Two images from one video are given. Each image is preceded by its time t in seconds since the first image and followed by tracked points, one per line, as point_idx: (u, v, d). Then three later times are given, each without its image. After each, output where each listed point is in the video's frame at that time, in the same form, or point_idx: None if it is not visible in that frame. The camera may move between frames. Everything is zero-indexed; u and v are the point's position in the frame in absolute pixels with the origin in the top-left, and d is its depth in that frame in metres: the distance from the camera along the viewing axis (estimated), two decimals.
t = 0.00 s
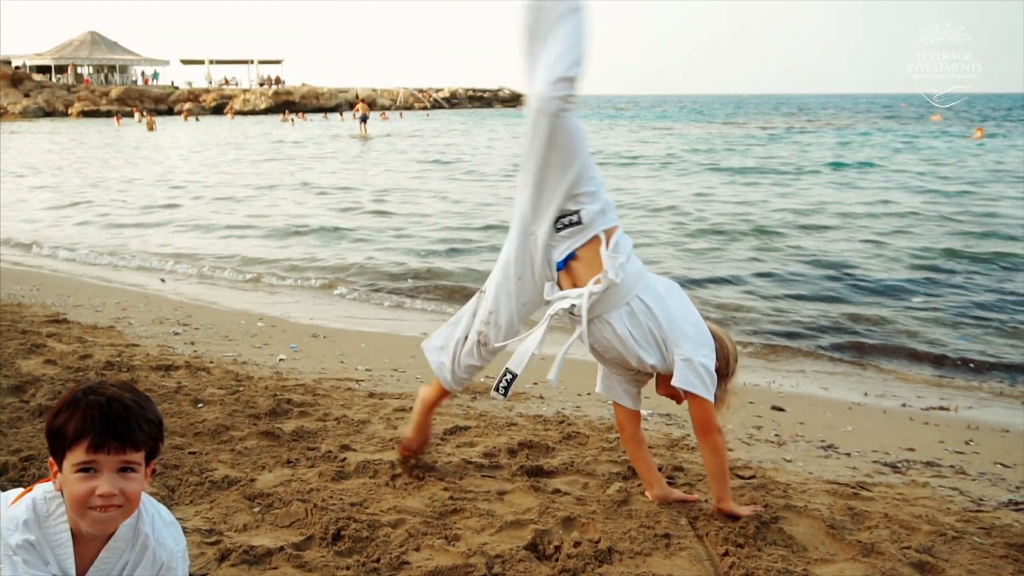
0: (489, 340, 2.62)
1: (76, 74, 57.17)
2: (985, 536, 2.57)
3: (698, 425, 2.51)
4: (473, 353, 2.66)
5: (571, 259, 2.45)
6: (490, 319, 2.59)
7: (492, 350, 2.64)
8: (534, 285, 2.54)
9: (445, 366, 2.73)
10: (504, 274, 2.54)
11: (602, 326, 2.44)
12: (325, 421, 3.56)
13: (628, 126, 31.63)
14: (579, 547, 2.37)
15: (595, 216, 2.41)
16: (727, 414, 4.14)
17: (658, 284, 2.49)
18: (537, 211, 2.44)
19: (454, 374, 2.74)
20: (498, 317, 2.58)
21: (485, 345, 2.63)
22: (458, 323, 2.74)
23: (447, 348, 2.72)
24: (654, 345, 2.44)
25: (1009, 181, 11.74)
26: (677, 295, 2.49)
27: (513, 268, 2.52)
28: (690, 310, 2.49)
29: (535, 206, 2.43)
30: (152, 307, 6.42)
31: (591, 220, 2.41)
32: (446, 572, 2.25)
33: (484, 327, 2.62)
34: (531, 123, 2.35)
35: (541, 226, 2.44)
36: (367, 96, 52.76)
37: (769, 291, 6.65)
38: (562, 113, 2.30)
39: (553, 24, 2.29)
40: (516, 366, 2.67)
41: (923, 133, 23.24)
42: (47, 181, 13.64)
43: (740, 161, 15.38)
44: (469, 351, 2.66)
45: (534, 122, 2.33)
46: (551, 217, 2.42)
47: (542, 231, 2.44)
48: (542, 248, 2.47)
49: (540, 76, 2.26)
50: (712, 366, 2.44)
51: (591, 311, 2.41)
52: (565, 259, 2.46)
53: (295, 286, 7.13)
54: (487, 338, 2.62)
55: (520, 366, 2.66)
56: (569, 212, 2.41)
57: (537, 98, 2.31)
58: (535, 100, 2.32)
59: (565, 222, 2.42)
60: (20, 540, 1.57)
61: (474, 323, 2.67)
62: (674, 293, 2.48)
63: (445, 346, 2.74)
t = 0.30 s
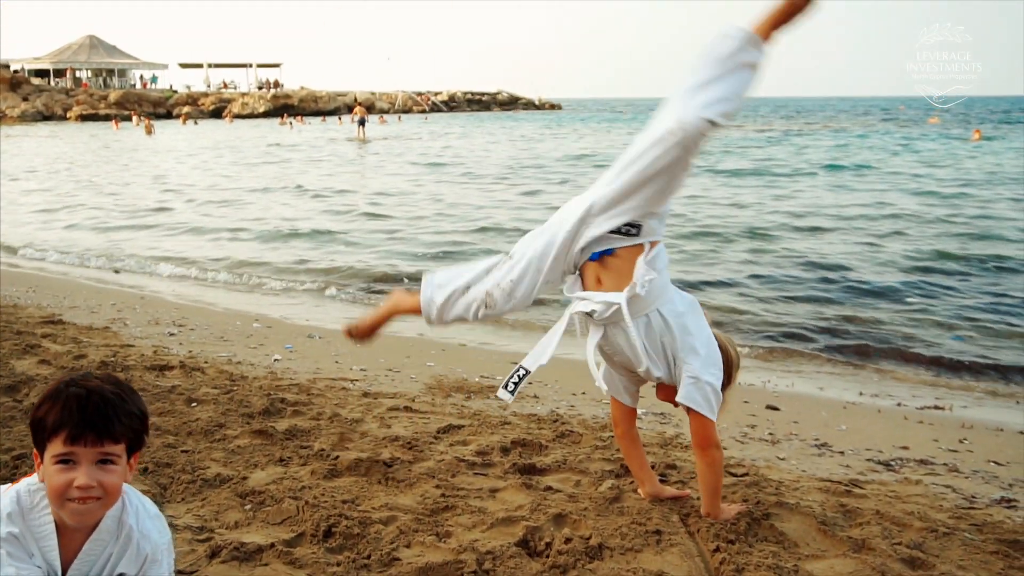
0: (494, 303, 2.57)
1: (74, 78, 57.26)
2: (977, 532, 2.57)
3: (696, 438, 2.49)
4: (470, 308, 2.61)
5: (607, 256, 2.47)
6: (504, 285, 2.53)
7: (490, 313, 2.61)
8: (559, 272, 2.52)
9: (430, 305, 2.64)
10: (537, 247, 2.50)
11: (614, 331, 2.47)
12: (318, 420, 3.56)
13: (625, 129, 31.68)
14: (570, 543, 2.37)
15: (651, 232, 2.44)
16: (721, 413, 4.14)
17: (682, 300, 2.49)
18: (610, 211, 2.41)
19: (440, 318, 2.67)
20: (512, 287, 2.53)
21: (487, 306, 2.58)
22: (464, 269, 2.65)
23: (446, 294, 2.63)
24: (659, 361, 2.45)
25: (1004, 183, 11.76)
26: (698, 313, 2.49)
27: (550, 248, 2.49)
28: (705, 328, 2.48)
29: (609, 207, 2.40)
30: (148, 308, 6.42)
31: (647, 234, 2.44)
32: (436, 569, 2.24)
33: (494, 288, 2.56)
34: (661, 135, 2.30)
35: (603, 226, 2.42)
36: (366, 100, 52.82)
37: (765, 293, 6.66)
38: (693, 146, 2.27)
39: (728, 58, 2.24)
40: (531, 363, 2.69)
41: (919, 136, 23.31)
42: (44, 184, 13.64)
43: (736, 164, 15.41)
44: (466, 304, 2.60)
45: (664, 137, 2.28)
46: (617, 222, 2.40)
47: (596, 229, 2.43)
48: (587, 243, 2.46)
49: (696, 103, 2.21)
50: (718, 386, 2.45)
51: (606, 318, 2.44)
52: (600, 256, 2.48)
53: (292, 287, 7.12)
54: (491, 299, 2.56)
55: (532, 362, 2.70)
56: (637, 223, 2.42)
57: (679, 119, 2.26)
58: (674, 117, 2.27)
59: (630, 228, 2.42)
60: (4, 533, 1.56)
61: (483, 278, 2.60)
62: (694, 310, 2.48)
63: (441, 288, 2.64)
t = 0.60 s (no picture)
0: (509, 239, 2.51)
1: (73, 78, 57.24)
2: (966, 526, 2.57)
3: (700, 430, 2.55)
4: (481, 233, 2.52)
5: (645, 257, 2.54)
6: (529, 226, 2.48)
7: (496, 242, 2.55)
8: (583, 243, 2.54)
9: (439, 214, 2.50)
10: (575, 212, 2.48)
11: (635, 331, 2.55)
12: (310, 415, 3.56)
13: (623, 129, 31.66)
14: (559, 536, 2.37)
15: (694, 254, 2.54)
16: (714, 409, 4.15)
17: (702, 303, 2.59)
18: (666, 230, 2.45)
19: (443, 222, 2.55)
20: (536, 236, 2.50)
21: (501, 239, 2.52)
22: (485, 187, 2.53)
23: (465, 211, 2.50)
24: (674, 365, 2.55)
25: (1001, 182, 11.76)
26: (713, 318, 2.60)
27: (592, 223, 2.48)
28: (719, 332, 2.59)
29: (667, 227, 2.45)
30: (143, 306, 6.41)
31: (690, 254, 2.53)
32: (424, 562, 2.24)
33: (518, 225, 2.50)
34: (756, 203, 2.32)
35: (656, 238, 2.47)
36: (364, 100, 52.78)
37: (760, 292, 6.66)
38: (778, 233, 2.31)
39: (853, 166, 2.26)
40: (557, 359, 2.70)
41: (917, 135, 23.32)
42: (40, 184, 13.63)
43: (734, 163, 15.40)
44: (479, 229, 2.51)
45: (760, 207, 2.30)
46: (668, 240, 2.47)
47: (647, 231, 2.47)
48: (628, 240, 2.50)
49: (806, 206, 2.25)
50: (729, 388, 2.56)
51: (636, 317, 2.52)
52: (639, 256, 2.55)
53: (287, 285, 7.12)
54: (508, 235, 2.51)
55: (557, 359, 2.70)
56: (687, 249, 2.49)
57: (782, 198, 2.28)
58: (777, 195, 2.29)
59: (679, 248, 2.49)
60: None
61: (507, 208, 2.50)
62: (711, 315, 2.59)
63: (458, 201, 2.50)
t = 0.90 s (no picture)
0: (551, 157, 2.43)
1: (71, 76, 57.23)
2: (953, 517, 2.57)
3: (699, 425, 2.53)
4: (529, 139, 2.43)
5: (676, 267, 2.51)
6: (580, 159, 2.41)
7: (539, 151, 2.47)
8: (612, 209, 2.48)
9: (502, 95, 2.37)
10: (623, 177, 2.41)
11: (657, 332, 2.52)
12: (302, 409, 3.56)
13: (621, 126, 31.67)
14: (547, 527, 2.37)
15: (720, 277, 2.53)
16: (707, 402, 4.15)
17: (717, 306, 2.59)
18: (698, 245, 2.41)
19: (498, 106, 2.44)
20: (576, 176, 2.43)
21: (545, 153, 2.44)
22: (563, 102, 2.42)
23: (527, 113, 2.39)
24: (691, 369, 2.54)
25: (997, 180, 11.77)
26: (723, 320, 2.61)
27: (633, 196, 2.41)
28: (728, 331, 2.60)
29: (700, 244, 2.41)
30: (138, 302, 6.41)
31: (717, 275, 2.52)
32: (412, 552, 2.25)
33: (565, 155, 2.42)
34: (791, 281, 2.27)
35: (684, 248, 2.42)
36: (363, 98, 52.78)
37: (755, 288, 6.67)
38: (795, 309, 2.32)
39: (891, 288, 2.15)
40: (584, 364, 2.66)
41: (915, 132, 23.32)
42: (36, 182, 13.62)
43: (731, 160, 15.41)
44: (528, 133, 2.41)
45: (791, 286, 2.27)
46: (695, 256, 2.43)
47: (677, 237, 2.42)
48: (654, 237, 2.45)
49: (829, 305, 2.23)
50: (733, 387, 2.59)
51: (664, 321, 2.49)
52: (672, 264, 2.50)
53: (282, 281, 7.11)
54: (553, 155, 2.43)
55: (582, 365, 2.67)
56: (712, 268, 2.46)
57: (817, 290, 2.24)
58: (813, 282, 2.24)
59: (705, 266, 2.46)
60: None
61: (568, 132, 2.40)
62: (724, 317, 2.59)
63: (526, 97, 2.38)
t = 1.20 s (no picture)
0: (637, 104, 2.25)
1: (63, 72, 57.05)
2: (934, 506, 2.58)
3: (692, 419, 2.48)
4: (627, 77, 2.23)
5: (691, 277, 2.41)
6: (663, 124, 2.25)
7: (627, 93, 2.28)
8: (654, 188, 2.34)
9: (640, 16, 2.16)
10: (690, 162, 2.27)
11: (674, 339, 2.44)
12: (287, 402, 3.57)
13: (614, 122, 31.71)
14: (528, 517, 2.38)
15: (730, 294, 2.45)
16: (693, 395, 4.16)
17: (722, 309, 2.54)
18: (718, 259, 2.32)
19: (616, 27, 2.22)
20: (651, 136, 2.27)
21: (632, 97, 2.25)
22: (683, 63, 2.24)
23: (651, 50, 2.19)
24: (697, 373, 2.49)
25: (985, 175, 11.82)
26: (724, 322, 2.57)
27: (692, 185, 2.28)
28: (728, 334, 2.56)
29: (719, 259, 2.32)
30: (127, 297, 6.40)
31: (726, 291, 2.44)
32: (393, 542, 2.25)
33: (654, 111, 2.25)
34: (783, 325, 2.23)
35: (705, 255, 2.32)
36: (356, 94, 52.71)
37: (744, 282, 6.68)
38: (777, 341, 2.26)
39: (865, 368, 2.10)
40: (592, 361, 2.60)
41: (909, 127, 23.36)
42: (26, 178, 13.58)
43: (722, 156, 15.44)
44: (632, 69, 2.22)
45: (785, 330, 2.22)
46: (710, 268, 2.34)
47: (705, 243, 2.31)
48: (683, 232, 2.33)
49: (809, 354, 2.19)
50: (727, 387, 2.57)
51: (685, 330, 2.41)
52: (687, 276, 2.41)
53: (271, 277, 7.11)
54: (641, 104, 2.25)
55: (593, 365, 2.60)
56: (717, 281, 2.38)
57: (805, 342, 2.19)
58: (808, 336, 2.19)
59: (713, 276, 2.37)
60: None
61: (673, 90, 2.22)
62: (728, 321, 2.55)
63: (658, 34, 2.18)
